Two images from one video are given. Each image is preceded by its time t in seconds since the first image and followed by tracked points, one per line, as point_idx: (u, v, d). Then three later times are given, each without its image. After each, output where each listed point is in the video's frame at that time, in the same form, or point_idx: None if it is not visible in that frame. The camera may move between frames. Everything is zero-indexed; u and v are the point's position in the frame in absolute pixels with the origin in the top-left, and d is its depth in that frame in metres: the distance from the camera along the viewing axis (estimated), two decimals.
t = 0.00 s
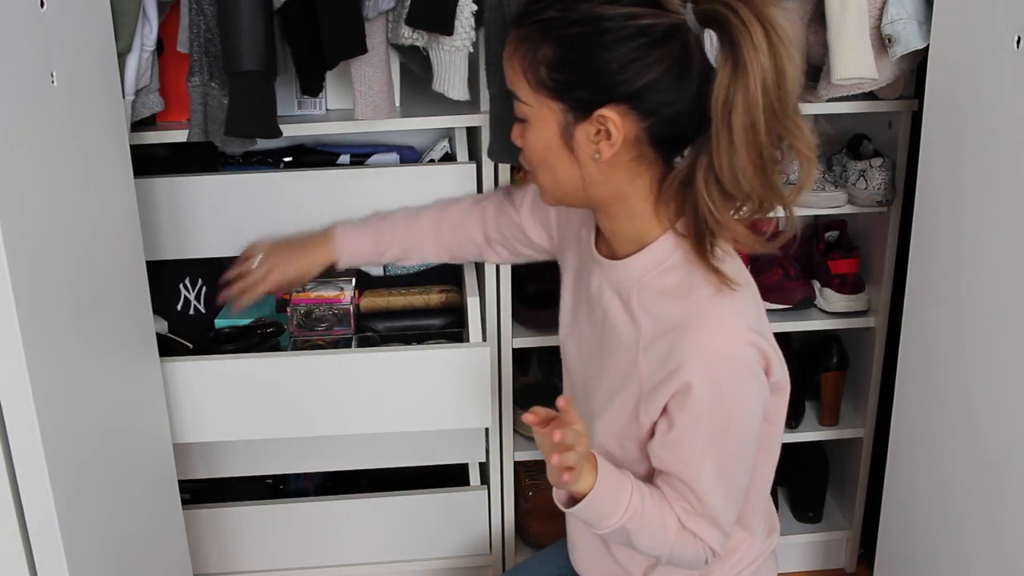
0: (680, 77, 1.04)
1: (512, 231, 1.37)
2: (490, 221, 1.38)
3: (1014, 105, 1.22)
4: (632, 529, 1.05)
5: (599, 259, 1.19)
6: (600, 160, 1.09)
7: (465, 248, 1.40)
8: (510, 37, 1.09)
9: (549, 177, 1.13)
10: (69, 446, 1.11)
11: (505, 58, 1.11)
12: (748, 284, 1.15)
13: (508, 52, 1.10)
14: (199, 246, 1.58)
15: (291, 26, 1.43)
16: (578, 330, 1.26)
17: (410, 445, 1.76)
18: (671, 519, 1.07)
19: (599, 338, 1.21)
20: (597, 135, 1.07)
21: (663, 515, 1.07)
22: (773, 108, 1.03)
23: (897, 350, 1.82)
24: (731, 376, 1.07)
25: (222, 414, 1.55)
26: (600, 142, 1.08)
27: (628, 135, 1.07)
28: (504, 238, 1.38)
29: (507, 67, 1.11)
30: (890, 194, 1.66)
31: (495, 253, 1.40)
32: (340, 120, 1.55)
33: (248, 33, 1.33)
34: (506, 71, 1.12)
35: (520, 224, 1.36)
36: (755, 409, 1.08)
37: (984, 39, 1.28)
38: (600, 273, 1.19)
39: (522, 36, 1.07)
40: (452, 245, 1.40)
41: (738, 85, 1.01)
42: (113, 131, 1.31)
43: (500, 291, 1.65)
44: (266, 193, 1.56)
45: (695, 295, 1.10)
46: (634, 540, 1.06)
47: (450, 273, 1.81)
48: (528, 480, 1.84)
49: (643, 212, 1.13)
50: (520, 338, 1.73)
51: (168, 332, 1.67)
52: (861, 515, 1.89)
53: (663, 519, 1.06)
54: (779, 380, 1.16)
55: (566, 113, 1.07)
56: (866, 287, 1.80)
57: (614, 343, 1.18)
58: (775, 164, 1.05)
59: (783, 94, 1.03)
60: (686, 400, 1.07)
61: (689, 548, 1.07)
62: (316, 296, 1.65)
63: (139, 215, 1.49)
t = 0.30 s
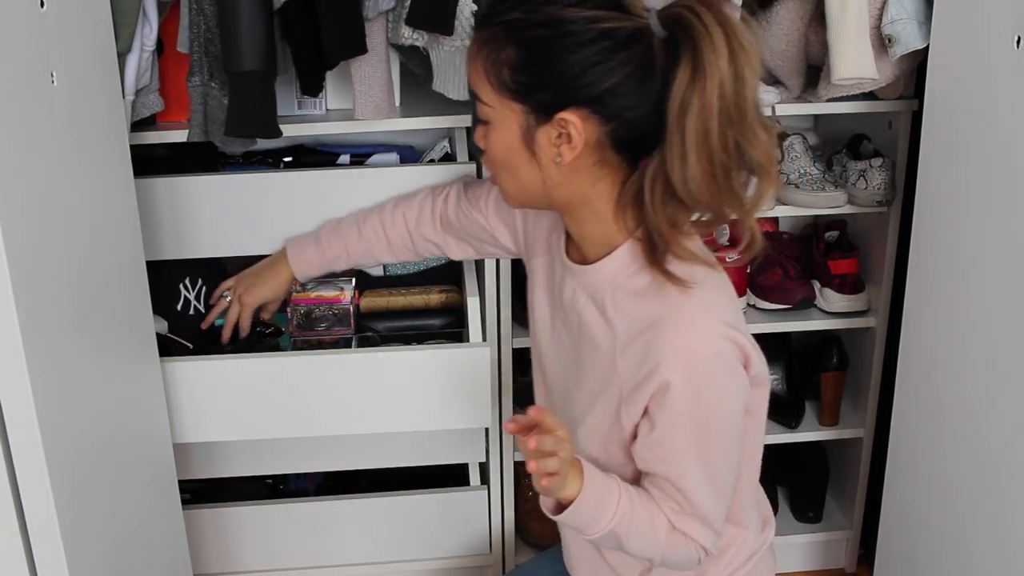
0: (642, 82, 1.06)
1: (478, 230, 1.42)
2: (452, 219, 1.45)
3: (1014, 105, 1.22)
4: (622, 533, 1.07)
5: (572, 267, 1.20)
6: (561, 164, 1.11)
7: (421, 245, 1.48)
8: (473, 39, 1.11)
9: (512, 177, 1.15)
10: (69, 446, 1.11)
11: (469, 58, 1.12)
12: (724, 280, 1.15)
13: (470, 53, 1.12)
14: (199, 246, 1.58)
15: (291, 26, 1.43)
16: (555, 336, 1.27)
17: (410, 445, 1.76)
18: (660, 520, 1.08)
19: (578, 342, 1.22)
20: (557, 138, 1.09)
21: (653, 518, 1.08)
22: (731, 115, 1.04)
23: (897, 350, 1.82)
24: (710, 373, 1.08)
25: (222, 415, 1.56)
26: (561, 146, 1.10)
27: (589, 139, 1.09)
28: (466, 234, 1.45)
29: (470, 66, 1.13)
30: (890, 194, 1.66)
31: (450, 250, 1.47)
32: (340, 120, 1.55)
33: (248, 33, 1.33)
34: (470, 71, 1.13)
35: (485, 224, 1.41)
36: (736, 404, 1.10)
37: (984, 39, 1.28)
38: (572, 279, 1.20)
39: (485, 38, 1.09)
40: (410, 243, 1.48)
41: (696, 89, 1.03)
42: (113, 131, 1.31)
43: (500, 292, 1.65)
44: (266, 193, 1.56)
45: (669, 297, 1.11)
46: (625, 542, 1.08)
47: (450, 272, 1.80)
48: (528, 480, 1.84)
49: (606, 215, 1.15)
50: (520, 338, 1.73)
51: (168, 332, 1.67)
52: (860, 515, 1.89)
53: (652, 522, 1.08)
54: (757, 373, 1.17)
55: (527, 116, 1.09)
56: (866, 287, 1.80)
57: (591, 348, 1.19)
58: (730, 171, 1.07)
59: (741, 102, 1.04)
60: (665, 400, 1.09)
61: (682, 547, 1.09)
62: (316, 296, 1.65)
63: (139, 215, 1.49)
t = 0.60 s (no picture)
0: (615, 81, 1.03)
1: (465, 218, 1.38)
2: (441, 205, 1.40)
3: (1015, 105, 1.22)
4: (597, 530, 1.04)
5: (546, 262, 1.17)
6: (534, 160, 1.08)
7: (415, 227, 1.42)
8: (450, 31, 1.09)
9: (486, 172, 1.12)
10: (69, 446, 1.11)
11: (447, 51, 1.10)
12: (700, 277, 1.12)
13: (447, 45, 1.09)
14: (199, 246, 1.58)
15: (291, 26, 1.43)
16: (531, 334, 1.24)
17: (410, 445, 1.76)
18: (636, 517, 1.05)
19: (554, 339, 1.19)
20: (530, 133, 1.07)
21: (630, 513, 1.05)
22: (703, 118, 1.01)
23: (897, 350, 1.82)
24: (687, 367, 1.05)
25: (222, 415, 1.56)
26: (534, 142, 1.07)
27: (563, 135, 1.06)
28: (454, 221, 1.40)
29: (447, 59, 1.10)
30: (890, 194, 1.66)
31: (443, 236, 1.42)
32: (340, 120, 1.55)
33: (248, 33, 1.33)
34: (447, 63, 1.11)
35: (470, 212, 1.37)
36: (715, 400, 1.06)
37: (984, 39, 1.28)
38: (549, 274, 1.18)
39: (461, 31, 1.06)
40: (403, 223, 1.41)
41: (667, 91, 0.99)
42: (112, 131, 1.31)
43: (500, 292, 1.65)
44: (265, 193, 1.56)
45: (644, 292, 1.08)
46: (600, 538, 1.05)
47: (450, 272, 1.80)
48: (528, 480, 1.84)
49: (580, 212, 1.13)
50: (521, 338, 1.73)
51: (168, 332, 1.67)
52: (860, 515, 1.89)
53: (628, 519, 1.05)
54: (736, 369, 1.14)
55: (501, 111, 1.07)
56: (866, 287, 1.80)
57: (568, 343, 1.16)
58: (701, 175, 1.03)
59: (715, 107, 1.01)
60: (639, 395, 1.05)
61: (662, 544, 1.06)
62: (316, 296, 1.66)
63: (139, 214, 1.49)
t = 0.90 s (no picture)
0: (669, 79, 1.03)
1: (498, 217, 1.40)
2: (476, 203, 1.42)
3: (1015, 104, 1.22)
4: (540, 499, 1.09)
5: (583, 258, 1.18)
6: (584, 157, 1.09)
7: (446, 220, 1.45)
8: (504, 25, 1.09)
9: (535, 169, 1.13)
10: (69, 446, 1.11)
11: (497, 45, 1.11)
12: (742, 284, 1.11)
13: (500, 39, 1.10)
14: (199, 246, 1.58)
15: (291, 26, 1.43)
16: (564, 330, 1.25)
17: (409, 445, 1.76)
18: (592, 507, 1.09)
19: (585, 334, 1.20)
20: (582, 130, 1.07)
21: (581, 497, 1.09)
22: (757, 118, 1.01)
23: (897, 349, 1.82)
24: (709, 378, 1.04)
25: (222, 415, 1.56)
26: (585, 139, 1.08)
27: (614, 134, 1.07)
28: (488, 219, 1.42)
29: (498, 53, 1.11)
30: (890, 194, 1.66)
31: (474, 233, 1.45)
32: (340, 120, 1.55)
33: (248, 33, 1.33)
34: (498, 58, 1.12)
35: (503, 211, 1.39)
36: (727, 417, 1.05)
37: (984, 38, 1.28)
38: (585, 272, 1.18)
39: (514, 25, 1.07)
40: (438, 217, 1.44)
41: (722, 90, 1.00)
42: (113, 131, 1.31)
43: (500, 292, 1.65)
44: (265, 193, 1.56)
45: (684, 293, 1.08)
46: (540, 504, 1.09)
47: (451, 272, 1.80)
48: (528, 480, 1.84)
49: (626, 211, 1.14)
50: (521, 338, 1.73)
51: (168, 332, 1.67)
52: (861, 515, 1.89)
53: (577, 504, 1.09)
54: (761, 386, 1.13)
55: (552, 107, 1.07)
56: (866, 287, 1.80)
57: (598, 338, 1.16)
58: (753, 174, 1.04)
59: (768, 108, 1.01)
60: (660, 399, 1.05)
61: (611, 544, 1.07)
62: (316, 296, 1.66)
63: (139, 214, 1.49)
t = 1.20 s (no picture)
0: (741, 74, 1.05)
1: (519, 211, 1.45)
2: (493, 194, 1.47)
3: (1015, 104, 1.22)
4: (476, 416, 1.11)
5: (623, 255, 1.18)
6: (652, 154, 1.08)
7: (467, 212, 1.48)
8: (568, 18, 1.08)
9: (597, 169, 1.11)
10: (69, 445, 1.11)
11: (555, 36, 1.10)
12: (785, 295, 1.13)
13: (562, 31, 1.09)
14: (199, 246, 1.58)
15: (291, 26, 1.43)
16: (591, 325, 1.25)
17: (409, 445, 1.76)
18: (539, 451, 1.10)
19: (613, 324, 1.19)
20: (653, 129, 1.07)
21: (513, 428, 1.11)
22: (835, 114, 1.05)
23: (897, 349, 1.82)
24: (738, 375, 1.06)
25: (222, 415, 1.56)
26: (653, 136, 1.07)
27: (684, 130, 1.07)
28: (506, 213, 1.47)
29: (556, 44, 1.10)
30: (890, 194, 1.66)
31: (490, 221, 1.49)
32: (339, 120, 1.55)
33: (248, 33, 1.33)
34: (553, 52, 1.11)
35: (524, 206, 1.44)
36: (733, 411, 1.07)
37: (984, 38, 1.28)
38: (623, 267, 1.18)
39: (582, 19, 1.07)
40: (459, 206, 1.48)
41: (805, 85, 1.03)
42: (113, 131, 1.31)
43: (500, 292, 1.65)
44: (265, 193, 1.56)
45: (732, 291, 1.09)
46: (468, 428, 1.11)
47: (448, 272, 1.80)
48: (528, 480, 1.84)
49: (684, 209, 1.13)
50: (520, 337, 1.72)
51: (168, 332, 1.67)
52: (860, 515, 1.89)
53: (515, 438, 1.11)
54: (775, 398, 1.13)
55: (623, 103, 1.06)
56: (866, 287, 1.80)
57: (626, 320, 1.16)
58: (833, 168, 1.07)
59: (844, 102, 1.05)
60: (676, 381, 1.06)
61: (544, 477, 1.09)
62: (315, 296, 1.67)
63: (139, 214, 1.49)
